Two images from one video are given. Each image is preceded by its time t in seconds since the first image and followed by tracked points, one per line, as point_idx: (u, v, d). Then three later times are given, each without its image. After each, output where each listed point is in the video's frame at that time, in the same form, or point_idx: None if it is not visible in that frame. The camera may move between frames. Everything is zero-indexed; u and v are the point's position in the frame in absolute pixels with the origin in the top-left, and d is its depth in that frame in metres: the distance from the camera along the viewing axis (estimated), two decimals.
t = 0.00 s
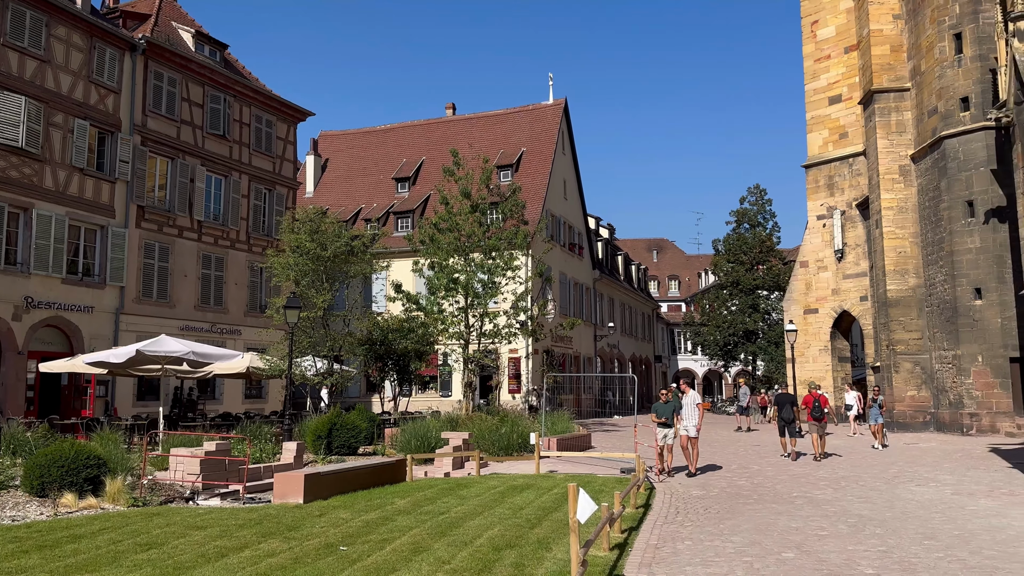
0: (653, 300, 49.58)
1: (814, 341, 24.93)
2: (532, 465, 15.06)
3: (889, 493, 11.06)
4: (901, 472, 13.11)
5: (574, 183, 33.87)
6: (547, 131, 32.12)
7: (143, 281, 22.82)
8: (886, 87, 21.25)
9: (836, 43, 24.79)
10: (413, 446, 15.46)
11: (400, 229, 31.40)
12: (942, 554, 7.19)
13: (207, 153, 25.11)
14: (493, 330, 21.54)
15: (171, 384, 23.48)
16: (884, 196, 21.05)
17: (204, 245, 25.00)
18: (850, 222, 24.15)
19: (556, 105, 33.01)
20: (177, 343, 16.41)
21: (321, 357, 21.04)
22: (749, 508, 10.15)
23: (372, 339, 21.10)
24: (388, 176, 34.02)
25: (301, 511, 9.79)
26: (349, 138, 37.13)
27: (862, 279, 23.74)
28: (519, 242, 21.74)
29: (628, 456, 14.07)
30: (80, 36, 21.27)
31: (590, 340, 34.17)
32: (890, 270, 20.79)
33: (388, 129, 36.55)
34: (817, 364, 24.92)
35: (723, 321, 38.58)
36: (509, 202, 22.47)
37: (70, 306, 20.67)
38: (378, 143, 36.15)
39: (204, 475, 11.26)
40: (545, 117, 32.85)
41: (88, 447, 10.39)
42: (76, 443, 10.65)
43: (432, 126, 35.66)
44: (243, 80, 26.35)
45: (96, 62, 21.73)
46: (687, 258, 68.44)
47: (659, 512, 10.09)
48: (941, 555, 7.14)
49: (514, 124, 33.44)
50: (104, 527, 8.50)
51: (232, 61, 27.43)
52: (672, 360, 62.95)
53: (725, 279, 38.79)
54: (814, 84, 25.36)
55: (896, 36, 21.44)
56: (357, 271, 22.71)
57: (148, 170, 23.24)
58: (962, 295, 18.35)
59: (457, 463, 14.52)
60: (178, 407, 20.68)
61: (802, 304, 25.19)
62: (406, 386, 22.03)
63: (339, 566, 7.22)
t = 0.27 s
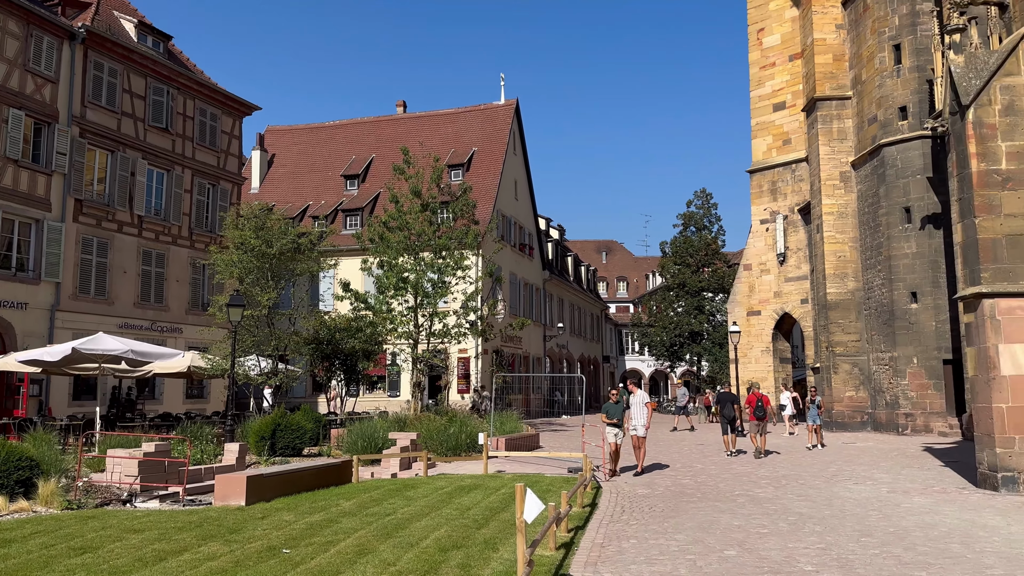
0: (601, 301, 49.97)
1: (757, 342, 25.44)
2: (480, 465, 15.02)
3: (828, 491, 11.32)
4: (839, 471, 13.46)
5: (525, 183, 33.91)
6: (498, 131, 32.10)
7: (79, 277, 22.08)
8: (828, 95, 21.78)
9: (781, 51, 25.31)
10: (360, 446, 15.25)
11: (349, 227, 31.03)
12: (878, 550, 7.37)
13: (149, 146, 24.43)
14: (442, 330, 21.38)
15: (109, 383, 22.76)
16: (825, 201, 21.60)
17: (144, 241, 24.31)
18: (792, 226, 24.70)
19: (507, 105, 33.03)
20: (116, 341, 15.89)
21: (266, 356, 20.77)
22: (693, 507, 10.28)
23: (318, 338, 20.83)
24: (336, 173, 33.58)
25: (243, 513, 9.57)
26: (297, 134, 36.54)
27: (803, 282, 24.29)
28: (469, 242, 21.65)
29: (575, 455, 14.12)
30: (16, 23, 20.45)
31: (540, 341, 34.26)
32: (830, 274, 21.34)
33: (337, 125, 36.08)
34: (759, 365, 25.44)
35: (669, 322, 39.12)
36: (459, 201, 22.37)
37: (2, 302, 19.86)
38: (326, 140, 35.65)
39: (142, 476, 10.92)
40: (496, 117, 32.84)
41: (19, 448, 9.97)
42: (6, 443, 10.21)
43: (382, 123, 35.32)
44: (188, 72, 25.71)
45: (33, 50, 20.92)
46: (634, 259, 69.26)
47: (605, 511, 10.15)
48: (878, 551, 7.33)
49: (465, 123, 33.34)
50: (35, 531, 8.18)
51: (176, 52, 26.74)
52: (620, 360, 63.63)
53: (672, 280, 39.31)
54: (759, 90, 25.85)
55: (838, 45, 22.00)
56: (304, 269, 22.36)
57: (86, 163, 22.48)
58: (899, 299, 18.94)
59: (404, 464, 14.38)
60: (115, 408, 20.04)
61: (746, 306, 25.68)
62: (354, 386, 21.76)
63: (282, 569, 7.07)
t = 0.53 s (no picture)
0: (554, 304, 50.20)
1: (705, 345, 25.81)
2: (430, 468, 14.91)
3: (772, 492, 11.53)
4: (783, 472, 13.72)
5: (479, 185, 33.86)
6: (452, 132, 32.01)
7: (17, 275, 21.30)
8: (776, 104, 22.22)
9: (731, 60, 25.76)
10: (307, 450, 14.99)
11: (299, 226, 30.57)
12: (821, 550, 7.52)
13: (92, 141, 23.71)
14: (395, 332, 21.02)
15: (46, 385, 22.00)
16: (772, 208, 22.05)
17: (86, 238, 23.57)
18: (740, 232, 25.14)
19: (461, 107, 32.96)
20: (55, 341, 15.37)
21: (210, 358, 20.53)
22: (641, 508, 10.36)
23: (266, 340, 20.43)
24: (287, 172, 33.08)
25: (186, 518, 9.32)
26: (246, 131, 35.89)
27: (750, 286, 24.73)
28: (422, 243, 21.49)
29: (526, 458, 14.13)
30: None
31: (492, 342, 34.20)
32: (776, 278, 21.78)
33: (288, 123, 35.55)
34: (707, 367, 25.83)
35: (620, 324, 39.48)
36: (412, 202, 22.19)
37: None
38: (277, 137, 35.09)
39: (81, 480, 10.56)
40: (450, 118, 32.74)
41: None
42: None
43: (334, 122, 34.91)
44: (133, 66, 25.03)
45: None
46: (587, 263, 69.81)
47: (555, 512, 10.16)
48: (820, 551, 7.47)
49: (419, 124, 33.17)
50: None
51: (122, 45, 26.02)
52: (572, 362, 64.04)
53: (623, 284, 39.66)
54: (710, 98, 26.25)
55: (786, 55, 22.47)
56: (252, 269, 21.94)
57: (25, 157, 21.70)
58: (842, 304, 19.42)
59: (353, 467, 14.21)
60: (52, 410, 19.35)
61: (694, 310, 26.06)
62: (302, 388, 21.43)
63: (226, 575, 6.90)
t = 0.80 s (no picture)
0: (513, 308, 50.24)
1: (661, 350, 26.06)
2: (386, 473, 14.78)
3: (725, 495, 11.69)
4: (736, 475, 13.93)
5: (437, 189, 33.75)
6: (411, 135, 31.85)
7: None
8: (731, 113, 22.59)
9: (688, 69, 26.12)
10: (260, 455, 14.71)
11: (254, 227, 30.10)
12: (772, 553, 7.62)
13: (39, 138, 23.04)
14: (351, 335, 20.87)
15: None
16: (726, 215, 22.40)
17: (31, 237, 22.85)
18: (695, 238, 25.48)
19: (420, 110, 32.84)
20: None
21: (160, 361, 20.11)
22: (597, 512, 10.40)
23: (218, 343, 19.69)
24: (242, 172, 32.55)
25: (133, 526, 9.08)
26: (200, 130, 35.24)
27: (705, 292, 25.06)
28: (380, 246, 21.32)
29: (483, 462, 14.09)
30: None
31: (450, 347, 34.08)
32: (730, 285, 22.12)
33: (243, 123, 35.02)
34: (662, 372, 26.09)
35: (578, 329, 39.68)
36: (370, 205, 22.00)
37: None
38: (232, 137, 34.52)
39: (24, 487, 10.22)
40: (409, 121, 32.59)
41: None
42: None
43: (290, 123, 34.48)
44: (84, 62, 24.40)
45: None
46: (545, 268, 70.11)
47: (511, 517, 10.14)
48: (772, 554, 7.57)
49: (377, 126, 32.94)
50: None
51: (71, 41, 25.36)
52: (529, 367, 64.18)
53: (581, 289, 39.91)
54: (666, 106, 26.57)
55: (741, 66, 22.87)
56: (204, 271, 21.50)
57: None
58: (793, 310, 19.78)
59: (307, 473, 14.01)
60: None
61: (651, 315, 26.30)
62: (254, 393, 20.86)
63: None
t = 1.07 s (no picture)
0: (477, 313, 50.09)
1: (624, 357, 26.19)
2: (347, 481, 14.60)
3: (686, 501, 11.77)
4: (697, 481, 14.04)
5: (402, 194, 33.58)
6: (375, 140, 31.66)
7: None
8: (693, 123, 22.86)
9: (651, 79, 26.39)
10: (218, 463, 14.44)
11: (214, 231, 29.63)
12: (732, 558, 7.69)
13: None
14: (312, 341, 20.61)
15: None
16: (688, 224, 22.64)
17: None
18: (658, 246, 25.70)
19: (385, 115, 32.67)
20: None
21: (116, 367, 19.45)
22: (559, 519, 10.39)
23: (176, 349, 19.62)
24: (202, 175, 32.04)
25: (85, 536, 8.83)
26: (159, 132, 34.62)
27: (667, 300, 25.26)
28: (343, 251, 21.11)
29: (445, 470, 14.00)
30: None
31: (413, 353, 33.86)
32: (691, 292, 22.34)
33: (204, 125, 34.48)
34: (625, 379, 26.24)
35: (542, 335, 39.73)
36: (334, 210, 21.78)
37: None
38: (192, 140, 33.97)
39: None
40: (373, 126, 32.41)
41: None
42: None
43: (252, 126, 34.06)
44: (39, 61, 23.80)
45: None
46: (510, 274, 70.17)
47: (474, 525, 10.08)
48: (731, 559, 7.63)
49: (341, 131, 32.68)
50: None
51: (26, 38, 24.75)
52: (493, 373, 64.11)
53: (545, 295, 39.99)
54: (630, 116, 26.79)
55: (703, 77, 23.17)
56: (162, 275, 21.07)
57: None
58: (753, 318, 20.02)
59: (266, 481, 13.79)
60: None
61: (614, 322, 26.43)
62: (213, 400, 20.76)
63: None
